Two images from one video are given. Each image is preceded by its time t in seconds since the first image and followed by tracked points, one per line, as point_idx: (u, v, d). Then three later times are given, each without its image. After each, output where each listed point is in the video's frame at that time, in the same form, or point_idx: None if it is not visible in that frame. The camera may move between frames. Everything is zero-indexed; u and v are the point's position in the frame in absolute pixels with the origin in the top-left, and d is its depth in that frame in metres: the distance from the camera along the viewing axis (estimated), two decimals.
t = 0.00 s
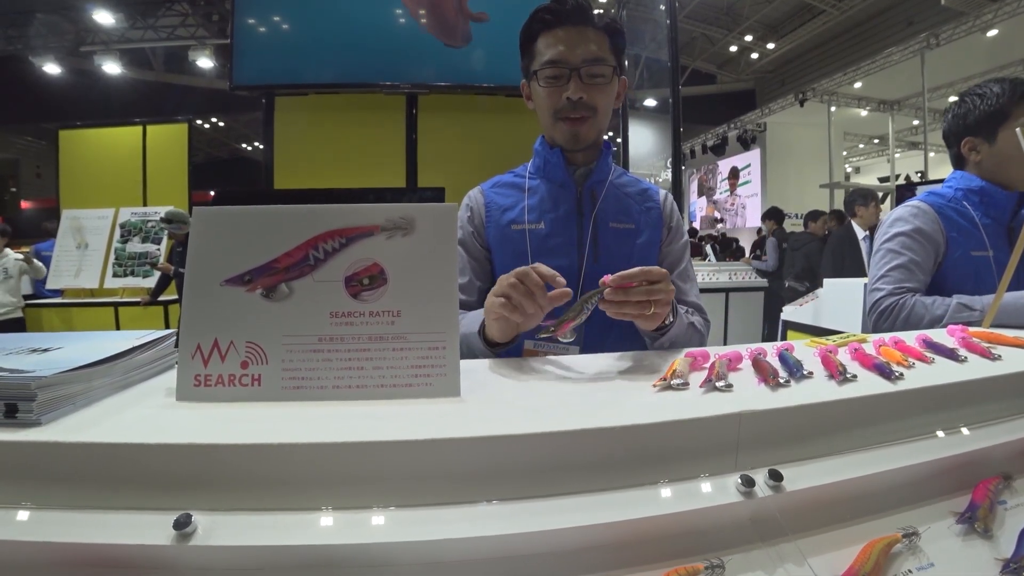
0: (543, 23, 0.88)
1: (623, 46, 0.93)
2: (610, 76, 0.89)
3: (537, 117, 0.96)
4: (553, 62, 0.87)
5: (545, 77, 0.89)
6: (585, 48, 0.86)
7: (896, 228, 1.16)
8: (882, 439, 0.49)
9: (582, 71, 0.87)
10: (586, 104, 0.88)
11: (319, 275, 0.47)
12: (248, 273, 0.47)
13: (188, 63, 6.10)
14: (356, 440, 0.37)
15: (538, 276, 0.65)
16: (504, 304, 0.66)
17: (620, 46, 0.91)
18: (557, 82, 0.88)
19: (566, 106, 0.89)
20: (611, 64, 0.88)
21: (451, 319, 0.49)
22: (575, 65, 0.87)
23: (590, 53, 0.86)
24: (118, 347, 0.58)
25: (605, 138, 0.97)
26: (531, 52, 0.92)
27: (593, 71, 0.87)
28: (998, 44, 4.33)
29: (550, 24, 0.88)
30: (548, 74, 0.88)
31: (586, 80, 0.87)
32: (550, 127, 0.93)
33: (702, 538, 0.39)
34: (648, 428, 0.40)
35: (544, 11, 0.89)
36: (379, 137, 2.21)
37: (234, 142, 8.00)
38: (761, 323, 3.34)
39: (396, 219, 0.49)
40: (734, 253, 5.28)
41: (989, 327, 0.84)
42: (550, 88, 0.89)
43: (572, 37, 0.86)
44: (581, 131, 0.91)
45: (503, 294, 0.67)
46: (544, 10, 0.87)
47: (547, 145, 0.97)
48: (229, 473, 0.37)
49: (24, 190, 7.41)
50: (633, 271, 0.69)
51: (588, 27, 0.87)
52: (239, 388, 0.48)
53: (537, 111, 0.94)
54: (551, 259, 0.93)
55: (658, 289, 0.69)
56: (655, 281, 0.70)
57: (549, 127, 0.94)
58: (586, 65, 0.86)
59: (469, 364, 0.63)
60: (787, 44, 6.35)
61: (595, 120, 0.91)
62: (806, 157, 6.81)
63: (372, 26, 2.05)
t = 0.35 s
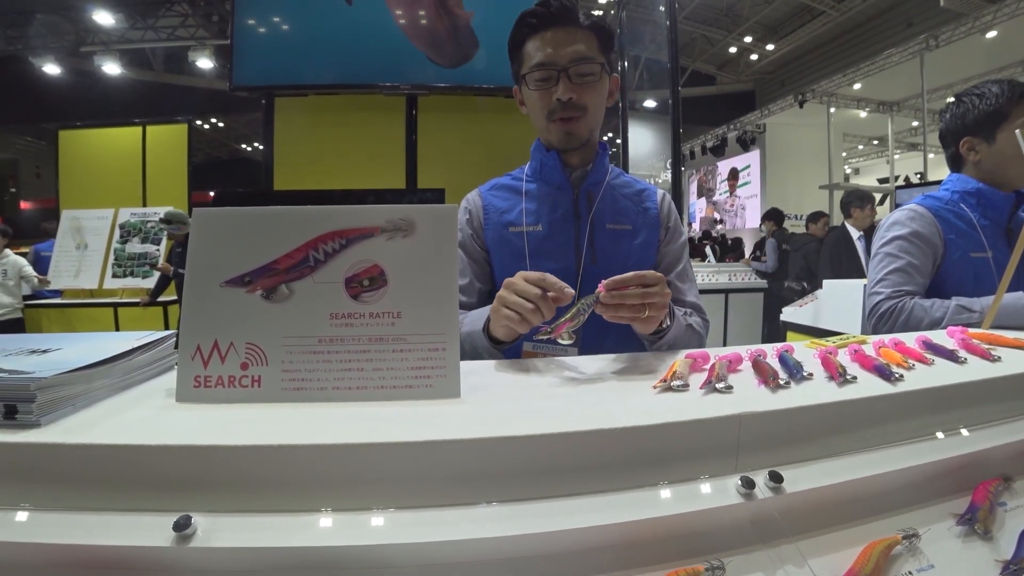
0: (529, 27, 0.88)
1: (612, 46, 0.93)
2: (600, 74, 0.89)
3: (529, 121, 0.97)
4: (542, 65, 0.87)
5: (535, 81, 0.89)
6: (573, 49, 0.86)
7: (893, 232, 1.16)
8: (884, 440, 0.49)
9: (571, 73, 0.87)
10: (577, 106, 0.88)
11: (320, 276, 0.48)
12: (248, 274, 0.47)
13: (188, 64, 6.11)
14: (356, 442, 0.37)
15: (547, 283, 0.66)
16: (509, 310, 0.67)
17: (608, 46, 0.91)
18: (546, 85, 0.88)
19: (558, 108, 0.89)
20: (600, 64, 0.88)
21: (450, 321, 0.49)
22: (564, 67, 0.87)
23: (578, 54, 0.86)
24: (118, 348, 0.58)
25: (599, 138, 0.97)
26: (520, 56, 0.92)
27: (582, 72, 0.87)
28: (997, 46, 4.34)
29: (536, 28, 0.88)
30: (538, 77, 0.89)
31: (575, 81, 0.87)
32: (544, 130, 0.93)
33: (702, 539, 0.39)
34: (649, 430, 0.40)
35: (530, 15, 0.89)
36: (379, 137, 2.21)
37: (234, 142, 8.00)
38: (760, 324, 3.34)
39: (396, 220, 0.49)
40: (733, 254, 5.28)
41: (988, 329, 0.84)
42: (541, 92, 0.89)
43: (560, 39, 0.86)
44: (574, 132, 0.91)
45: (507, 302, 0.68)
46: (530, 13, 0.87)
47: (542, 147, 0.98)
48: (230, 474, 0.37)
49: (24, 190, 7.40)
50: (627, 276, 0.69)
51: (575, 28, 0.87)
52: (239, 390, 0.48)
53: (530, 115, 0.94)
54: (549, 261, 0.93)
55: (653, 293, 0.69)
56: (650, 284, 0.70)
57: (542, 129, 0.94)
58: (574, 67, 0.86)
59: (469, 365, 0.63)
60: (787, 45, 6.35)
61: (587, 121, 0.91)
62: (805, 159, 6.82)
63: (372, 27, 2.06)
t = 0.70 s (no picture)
0: (525, 30, 0.89)
1: (607, 47, 0.93)
2: (596, 73, 0.89)
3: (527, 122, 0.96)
4: (538, 65, 0.87)
5: (531, 81, 0.89)
6: (569, 49, 0.86)
7: (895, 233, 1.16)
8: (885, 441, 0.49)
9: (566, 72, 0.87)
10: (574, 105, 0.88)
11: (320, 276, 0.47)
12: (249, 275, 0.47)
13: (189, 64, 6.11)
14: (357, 442, 0.37)
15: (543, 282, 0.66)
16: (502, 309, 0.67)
17: (603, 47, 0.91)
18: (543, 84, 0.88)
19: (554, 107, 0.89)
20: (596, 64, 0.88)
21: (451, 321, 0.49)
22: (560, 66, 0.87)
23: (573, 55, 0.86)
24: (119, 348, 0.58)
25: (596, 138, 0.97)
26: (516, 58, 0.93)
27: (578, 71, 0.87)
28: (997, 46, 4.34)
29: (531, 30, 0.89)
30: (534, 79, 0.88)
31: (571, 81, 0.87)
32: (540, 131, 0.93)
33: (703, 539, 0.39)
34: (648, 429, 0.40)
35: (525, 18, 0.89)
36: (379, 138, 2.21)
37: (234, 142, 8.00)
38: (760, 324, 3.34)
39: (396, 220, 0.49)
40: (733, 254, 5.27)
41: (989, 328, 0.84)
42: (537, 92, 0.89)
43: (555, 41, 0.87)
44: (571, 132, 0.91)
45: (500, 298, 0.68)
46: (526, 16, 0.88)
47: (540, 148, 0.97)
48: (232, 475, 0.37)
49: (24, 190, 7.40)
50: (631, 271, 0.69)
51: (570, 29, 0.88)
52: (240, 390, 0.48)
53: (527, 116, 0.94)
54: (548, 262, 0.93)
55: (656, 288, 0.69)
56: (653, 280, 0.70)
57: (539, 130, 0.94)
58: (570, 67, 0.86)
59: (471, 365, 0.63)
60: (787, 45, 6.35)
61: (584, 120, 0.90)
62: (805, 158, 6.81)
63: (372, 28, 2.05)
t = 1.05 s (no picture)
0: (525, 26, 0.90)
1: (606, 46, 0.94)
2: (596, 68, 0.89)
3: (526, 118, 0.96)
4: (538, 59, 0.88)
5: (531, 74, 0.89)
6: (569, 42, 0.87)
7: (895, 233, 1.16)
8: (885, 441, 0.49)
9: (566, 63, 0.87)
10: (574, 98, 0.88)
11: (320, 276, 0.47)
12: (248, 274, 0.47)
13: (189, 63, 6.11)
14: (358, 442, 0.37)
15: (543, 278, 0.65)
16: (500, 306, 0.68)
17: (603, 45, 0.92)
18: (542, 78, 0.88)
19: (554, 100, 0.88)
20: (596, 59, 0.89)
21: (451, 321, 0.49)
22: (560, 59, 0.87)
23: (573, 48, 0.87)
24: (118, 347, 0.58)
25: (596, 135, 0.97)
26: (516, 56, 0.94)
27: (578, 64, 0.87)
28: (998, 45, 4.33)
29: (532, 28, 0.90)
30: (532, 65, 0.88)
31: (571, 73, 0.87)
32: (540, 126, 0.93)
33: (703, 539, 0.39)
34: (648, 428, 0.40)
35: (525, 16, 0.91)
36: (379, 137, 2.21)
37: (235, 142, 8.00)
38: (761, 323, 3.33)
39: (396, 219, 0.49)
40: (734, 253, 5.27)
41: (989, 328, 0.83)
42: (537, 84, 0.89)
43: (555, 36, 0.88)
44: (570, 125, 0.90)
45: (505, 292, 0.68)
46: (527, 15, 0.90)
47: (540, 145, 0.97)
48: (233, 474, 0.37)
49: (24, 190, 7.39)
50: (616, 272, 0.69)
51: (570, 27, 0.89)
52: (240, 389, 0.48)
53: (527, 113, 0.95)
54: (548, 262, 0.93)
55: (641, 289, 0.68)
56: (639, 280, 0.69)
57: (539, 126, 0.93)
58: (570, 59, 0.86)
59: (471, 365, 0.63)
60: (788, 44, 6.35)
61: (584, 113, 0.90)
62: (806, 158, 6.80)
63: (372, 27, 2.05)
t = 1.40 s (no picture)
0: (526, 22, 0.90)
1: (607, 43, 0.94)
2: (597, 65, 0.89)
3: (526, 116, 0.96)
4: (539, 55, 0.87)
5: (532, 71, 0.89)
6: (570, 39, 0.86)
7: (893, 232, 1.16)
8: (885, 440, 0.49)
9: (567, 61, 0.87)
10: (575, 95, 0.88)
11: (318, 275, 0.47)
12: (246, 274, 0.47)
13: (188, 63, 6.10)
14: (355, 442, 0.37)
15: (533, 294, 0.64)
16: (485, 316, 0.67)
17: (604, 42, 0.92)
18: (543, 75, 0.88)
19: (554, 97, 0.88)
20: (597, 55, 0.88)
21: (449, 320, 0.49)
22: (561, 56, 0.86)
23: (574, 45, 0.86)
24: (116, 347, 0.58)
25: (596, 134, 0.97)
26: (517, 52, 0.93)
27: (579, 60, 0.87)
28: (998, 44, 4.33)
29: (533, 23, 0.90)
30: (533, 65, 0.88)
31: (572, 70, 0.87)
32: (540, 124, 0.92)
33: (704, 539, 0.39)
34: (647, 429, 0.40)
35: (527, 12, 0.90)
36: (378, 137, 2.21)
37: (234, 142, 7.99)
38: (761, 323, 3.33)
39: (395, 219, 0.49)
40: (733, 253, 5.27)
41: (989, 328, 0.83)
42: (538, 81, 0.89)
43: (556, 32, 0.87)
44: (571, 123, 0.90)
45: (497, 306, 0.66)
46: (528, 10, 0.89)
47: (539, 144, 0.97)
48: (231, 474, 0.36)
49: (23, 190, 7.38)
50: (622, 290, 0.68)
51: (571, 23, 0.89)
52: (237, 389, 0.47)
53: (527, 110, 0.94)
54: (547, 263, 0.93)
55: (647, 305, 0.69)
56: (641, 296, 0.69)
57: (539, 124, 0.93)
58: (570, 56, 0.86)
59: (469, 366, 0.63)
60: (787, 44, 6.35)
61: (584, 111, 0.90)
62: (805, 157, 6.80)
63: (371, 26, 2.05)
